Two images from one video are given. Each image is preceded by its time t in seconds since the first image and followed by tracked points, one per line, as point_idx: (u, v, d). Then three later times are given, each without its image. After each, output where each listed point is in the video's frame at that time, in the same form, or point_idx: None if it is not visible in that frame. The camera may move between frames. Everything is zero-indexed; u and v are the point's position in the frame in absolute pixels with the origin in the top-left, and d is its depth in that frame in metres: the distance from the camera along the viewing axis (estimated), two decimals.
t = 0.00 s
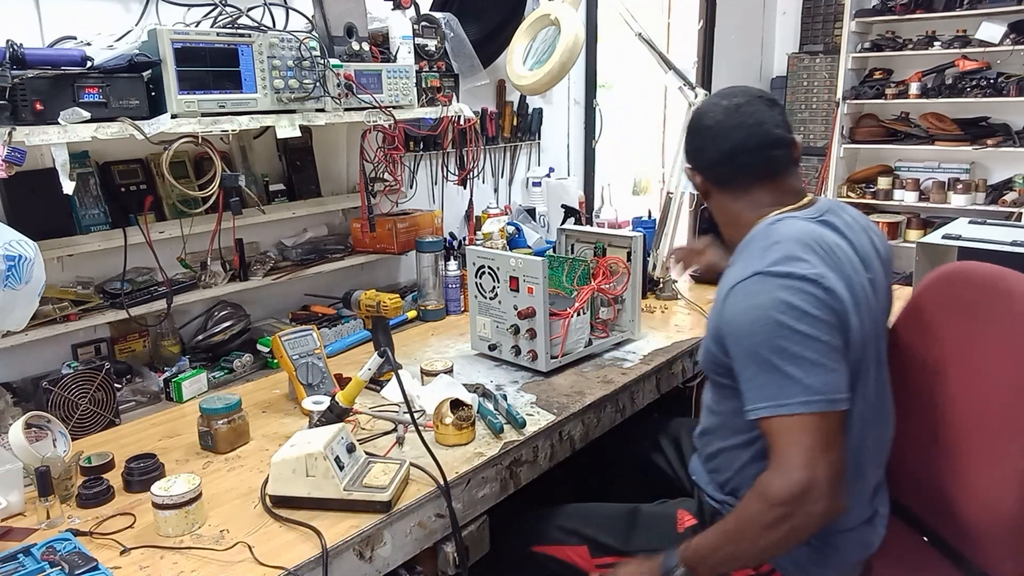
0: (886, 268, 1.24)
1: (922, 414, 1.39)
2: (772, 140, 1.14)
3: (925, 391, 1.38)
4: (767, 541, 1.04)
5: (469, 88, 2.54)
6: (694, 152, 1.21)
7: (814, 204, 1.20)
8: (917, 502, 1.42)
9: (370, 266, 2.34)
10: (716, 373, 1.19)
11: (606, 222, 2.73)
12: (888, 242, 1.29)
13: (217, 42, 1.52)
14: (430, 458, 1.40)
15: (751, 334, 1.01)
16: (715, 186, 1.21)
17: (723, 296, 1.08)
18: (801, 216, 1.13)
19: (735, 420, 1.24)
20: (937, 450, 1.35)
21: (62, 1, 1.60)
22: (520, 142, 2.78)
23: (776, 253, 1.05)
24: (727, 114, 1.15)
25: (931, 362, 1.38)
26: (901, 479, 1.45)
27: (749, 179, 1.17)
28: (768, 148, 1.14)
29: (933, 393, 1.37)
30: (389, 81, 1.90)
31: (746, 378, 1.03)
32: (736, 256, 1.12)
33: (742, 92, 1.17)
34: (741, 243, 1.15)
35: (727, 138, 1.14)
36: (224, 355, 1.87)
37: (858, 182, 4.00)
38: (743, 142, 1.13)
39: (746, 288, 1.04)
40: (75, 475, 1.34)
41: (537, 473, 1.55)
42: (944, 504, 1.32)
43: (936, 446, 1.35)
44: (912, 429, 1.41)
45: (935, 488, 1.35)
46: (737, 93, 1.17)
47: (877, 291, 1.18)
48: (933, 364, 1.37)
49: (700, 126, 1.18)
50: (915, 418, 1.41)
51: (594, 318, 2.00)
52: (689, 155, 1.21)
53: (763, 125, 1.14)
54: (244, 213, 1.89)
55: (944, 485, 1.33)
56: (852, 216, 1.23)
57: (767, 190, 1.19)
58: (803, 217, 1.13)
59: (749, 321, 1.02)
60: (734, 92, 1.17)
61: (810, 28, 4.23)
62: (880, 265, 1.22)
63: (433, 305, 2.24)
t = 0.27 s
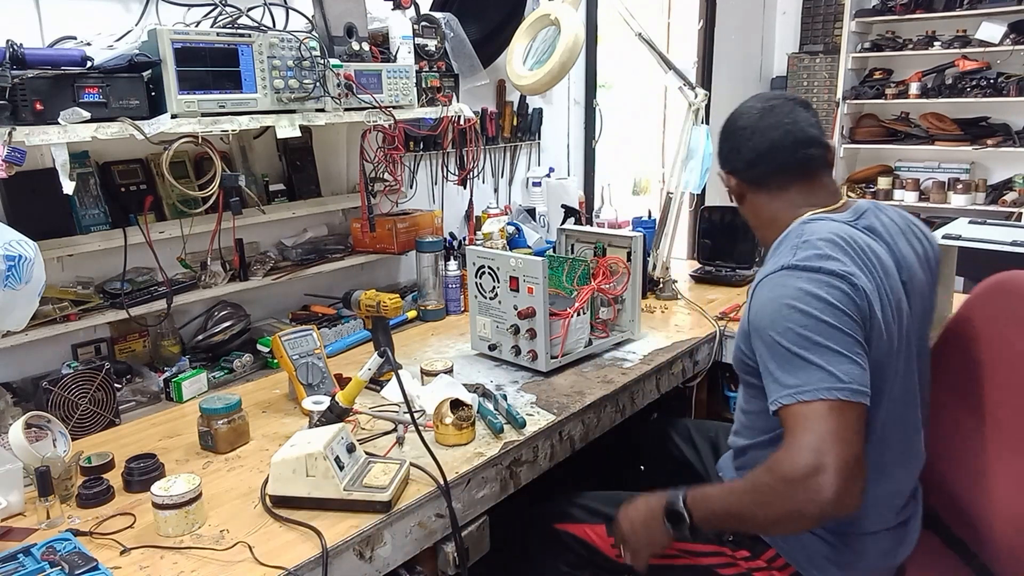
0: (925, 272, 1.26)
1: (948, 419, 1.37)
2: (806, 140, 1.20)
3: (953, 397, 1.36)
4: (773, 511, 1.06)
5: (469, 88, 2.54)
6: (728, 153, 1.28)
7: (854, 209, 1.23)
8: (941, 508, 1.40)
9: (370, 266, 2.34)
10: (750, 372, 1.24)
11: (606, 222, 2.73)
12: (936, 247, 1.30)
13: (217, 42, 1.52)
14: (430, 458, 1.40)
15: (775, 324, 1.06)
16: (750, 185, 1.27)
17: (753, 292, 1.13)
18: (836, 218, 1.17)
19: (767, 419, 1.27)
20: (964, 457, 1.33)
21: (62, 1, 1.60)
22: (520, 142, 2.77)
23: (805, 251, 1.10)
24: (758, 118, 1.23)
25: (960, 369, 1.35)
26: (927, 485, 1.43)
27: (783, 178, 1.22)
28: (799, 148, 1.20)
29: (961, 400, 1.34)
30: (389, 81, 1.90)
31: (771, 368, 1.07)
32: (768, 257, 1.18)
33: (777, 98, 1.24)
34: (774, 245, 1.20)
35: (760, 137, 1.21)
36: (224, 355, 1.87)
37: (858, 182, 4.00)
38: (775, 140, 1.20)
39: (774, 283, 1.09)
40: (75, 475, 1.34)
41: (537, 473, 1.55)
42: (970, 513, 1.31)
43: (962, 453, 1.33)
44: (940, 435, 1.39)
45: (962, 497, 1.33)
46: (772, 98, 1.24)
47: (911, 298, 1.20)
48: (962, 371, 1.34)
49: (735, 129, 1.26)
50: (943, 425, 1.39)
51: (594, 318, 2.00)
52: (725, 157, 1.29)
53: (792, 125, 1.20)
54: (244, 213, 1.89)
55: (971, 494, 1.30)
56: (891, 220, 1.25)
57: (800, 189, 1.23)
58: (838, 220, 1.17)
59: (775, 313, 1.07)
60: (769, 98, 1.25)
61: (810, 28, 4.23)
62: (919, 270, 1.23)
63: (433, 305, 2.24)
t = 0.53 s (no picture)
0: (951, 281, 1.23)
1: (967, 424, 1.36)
2: (842, 143, 1.16)
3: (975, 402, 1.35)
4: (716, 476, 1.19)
5: (469, 88, 2.54)
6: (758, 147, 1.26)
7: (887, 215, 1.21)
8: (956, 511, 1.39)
9: (370, 266, 2.34)
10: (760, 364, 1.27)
11: (606, 222, 2.73)
12: (967, 255, 1.27)
13: (217, 42, 1.52)
14: (430, 458, 1.40)
15: (762, 323, 1.11)
16: (778, 181, 1.24)
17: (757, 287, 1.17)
18: (857, 222, 1.16)
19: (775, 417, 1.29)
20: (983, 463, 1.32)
21: (62, 1, 1.60)
22: (520, 142, 2.77)
23: (809, 254, 1.11)
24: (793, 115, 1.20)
25: (983, 375, 1.33)
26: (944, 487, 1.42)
27: (810, 178, 1.20)
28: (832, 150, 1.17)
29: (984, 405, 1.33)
30: (389, 81, 1.90)
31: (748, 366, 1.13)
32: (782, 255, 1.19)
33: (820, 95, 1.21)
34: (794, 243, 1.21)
35: (792, 135, 1.18)
36: (224, 355, 1.87)
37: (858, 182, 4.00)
38: (807, 140, 1.17)
39: (772, 282, 1.12)
40: (75, 475, 1.34)
41: (537, 473, 1.55)
42: (987, 522, 1.30)
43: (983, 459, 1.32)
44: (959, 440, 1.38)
45: (978, 503, 1.32)
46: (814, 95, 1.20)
47: (928, 308, 1.19)
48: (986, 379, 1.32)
49: (770, 121, 1.23)
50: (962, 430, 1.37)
51: (594, 318, 2.00)
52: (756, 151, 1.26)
53: (827, 124, 1.17)
54: (244, 213, 1.90)
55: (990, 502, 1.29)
56: (919, 226, 1.22)
57: (827, 192, 1.21)
58: (858, 225, 1.16)
59: (764, 314, 1.11)
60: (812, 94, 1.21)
61: (810, 28, 4.23)
62: (944, 279, 1.21)
63: (433, 305, 2.25)
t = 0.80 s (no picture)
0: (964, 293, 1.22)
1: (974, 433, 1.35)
2: (866, 146, 1.15)
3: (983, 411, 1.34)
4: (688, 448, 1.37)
5: (469, 88, 2.54)
6: (780, 138, 1.25)
7: (903, 223, 1.20)
8: (964, 519, 1.37)
9: (370, 266, 2.34)
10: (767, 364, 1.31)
11: (606, 222, 2.73)
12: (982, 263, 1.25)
13: (217, 42, 1.52)
14: (430, 458, 1.40)
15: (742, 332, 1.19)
16: (795, 180, 1.24)
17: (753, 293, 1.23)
18: (864, 232, 1.17)
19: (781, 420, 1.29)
20: (990, 471, 1.31)
21: (62, 1, 1.60)
22: (520, 142, 2.77)
23: (799, 268, 1.16)
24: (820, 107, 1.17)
25: (994, 385, 1.32)
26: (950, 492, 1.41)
27: (828, 180, 1.19)
28: (855, 152, 1.16)
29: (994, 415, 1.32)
30: (389, 81, 1.90)
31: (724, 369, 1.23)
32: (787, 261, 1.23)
33: (851, 88, 1.18)
34: (803, 249, 1.23)
35: (816, 133, 1.17)
36: (224, 355, 1.87)
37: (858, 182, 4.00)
38: (831, 140, 1.16)
39: (761, 292, 1.18)
40: (75, 475, 1.34)
41: (537, 473, 1.55)
42: (995, 530, 1.29)
43: (991, 468, 1.31)
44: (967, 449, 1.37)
45: (985, 511, 1.31)
46: (845, 89, 1.18)
47: (934, 319, 1.18)
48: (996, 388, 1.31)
49: (795, 114, 1.21)
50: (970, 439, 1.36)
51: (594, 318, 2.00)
52: (778, 143, 1.25)
53: (854, 124, 1.15)
54: (244, 213, 1.90)
55: (1000, 510, 1.28)
56: (935, 236, 1.20)
57: (844, 196, 1.20)
58: (864, 236, 1.16)
59: (744, 323, 1.18)
60: (843, 87, 1.18)
61: (810, 28, 4.23)
62: (954, 292, 1.20)
63: (433, 305, 2.24)
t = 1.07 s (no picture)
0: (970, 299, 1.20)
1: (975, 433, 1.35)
2: (882, 149, 1.15)
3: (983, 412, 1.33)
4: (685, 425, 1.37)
5: (469, 88, 2.54)
6: (794, 135, 1.24)
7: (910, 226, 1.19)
8: (966, 520, 1.37)
9: (370, 266, 2.34)
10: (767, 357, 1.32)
11: (606, 222, 2.74)
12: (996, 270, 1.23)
13: (217, 42, 1.52)
14: (430, 458, 1.40)
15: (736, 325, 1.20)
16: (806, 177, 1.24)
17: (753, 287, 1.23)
18: (868, 234, 1.16)
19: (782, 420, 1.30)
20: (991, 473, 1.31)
21: (62, 1, 1.60)
22: (520, 142, 2.77)
23: (797, 266, 1.16)
24: (836, 107, 1.17)
25: (994, 384, 1.31)
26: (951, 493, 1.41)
27: (840, 181, 1.19)
28: (869, 155, 1.16)
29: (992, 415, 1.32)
30: (389, 81, 1.90)
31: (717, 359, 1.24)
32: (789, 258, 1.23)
33: (869, 88, 1.17)
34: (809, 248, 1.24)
35: (831, 135, 1.16)
36: (224, 355, 1.87)
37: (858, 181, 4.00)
38: (846, 142, 1.15)
39: (758, 288, 1.19)
40: (75, 475, 1.34)
41: (537, 473, 1.55)
42: (997, 532, 1.28)
43: (992, 469, 1.30)
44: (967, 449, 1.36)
45: (987, 513, 1.31)
46: (863, 88, 1.17)
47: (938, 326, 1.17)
48: (996, 388, 1.30)
49: (811, 111, 1.20)
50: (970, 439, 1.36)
51: (594, 318, 2.00)
52: (791, 140, 1.24)
53: (871, 126, 1.15)
54: (244, 213, 1.90)
55: (1001, 513, 1.27)
56: (942, 240, 1.19)
57: (855, 200, 1.20)
58: (867, 238, 1.16)
59: (739, 317, 1.19)
60: (861, 86, 1.17)
61: (810, 28, 4.24)
62: (959, 299, 1.18)
63: (433, 305, 2.24)
